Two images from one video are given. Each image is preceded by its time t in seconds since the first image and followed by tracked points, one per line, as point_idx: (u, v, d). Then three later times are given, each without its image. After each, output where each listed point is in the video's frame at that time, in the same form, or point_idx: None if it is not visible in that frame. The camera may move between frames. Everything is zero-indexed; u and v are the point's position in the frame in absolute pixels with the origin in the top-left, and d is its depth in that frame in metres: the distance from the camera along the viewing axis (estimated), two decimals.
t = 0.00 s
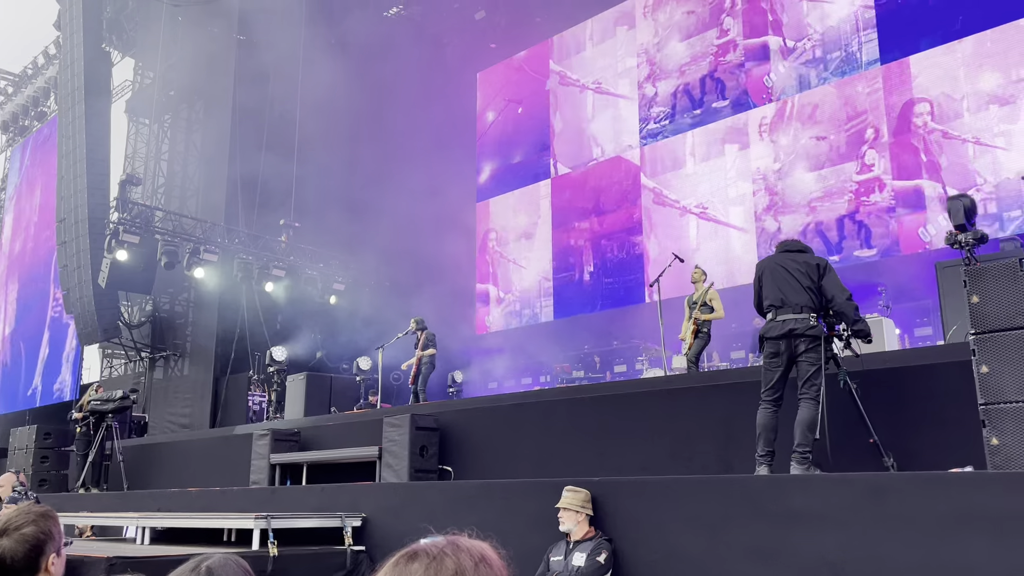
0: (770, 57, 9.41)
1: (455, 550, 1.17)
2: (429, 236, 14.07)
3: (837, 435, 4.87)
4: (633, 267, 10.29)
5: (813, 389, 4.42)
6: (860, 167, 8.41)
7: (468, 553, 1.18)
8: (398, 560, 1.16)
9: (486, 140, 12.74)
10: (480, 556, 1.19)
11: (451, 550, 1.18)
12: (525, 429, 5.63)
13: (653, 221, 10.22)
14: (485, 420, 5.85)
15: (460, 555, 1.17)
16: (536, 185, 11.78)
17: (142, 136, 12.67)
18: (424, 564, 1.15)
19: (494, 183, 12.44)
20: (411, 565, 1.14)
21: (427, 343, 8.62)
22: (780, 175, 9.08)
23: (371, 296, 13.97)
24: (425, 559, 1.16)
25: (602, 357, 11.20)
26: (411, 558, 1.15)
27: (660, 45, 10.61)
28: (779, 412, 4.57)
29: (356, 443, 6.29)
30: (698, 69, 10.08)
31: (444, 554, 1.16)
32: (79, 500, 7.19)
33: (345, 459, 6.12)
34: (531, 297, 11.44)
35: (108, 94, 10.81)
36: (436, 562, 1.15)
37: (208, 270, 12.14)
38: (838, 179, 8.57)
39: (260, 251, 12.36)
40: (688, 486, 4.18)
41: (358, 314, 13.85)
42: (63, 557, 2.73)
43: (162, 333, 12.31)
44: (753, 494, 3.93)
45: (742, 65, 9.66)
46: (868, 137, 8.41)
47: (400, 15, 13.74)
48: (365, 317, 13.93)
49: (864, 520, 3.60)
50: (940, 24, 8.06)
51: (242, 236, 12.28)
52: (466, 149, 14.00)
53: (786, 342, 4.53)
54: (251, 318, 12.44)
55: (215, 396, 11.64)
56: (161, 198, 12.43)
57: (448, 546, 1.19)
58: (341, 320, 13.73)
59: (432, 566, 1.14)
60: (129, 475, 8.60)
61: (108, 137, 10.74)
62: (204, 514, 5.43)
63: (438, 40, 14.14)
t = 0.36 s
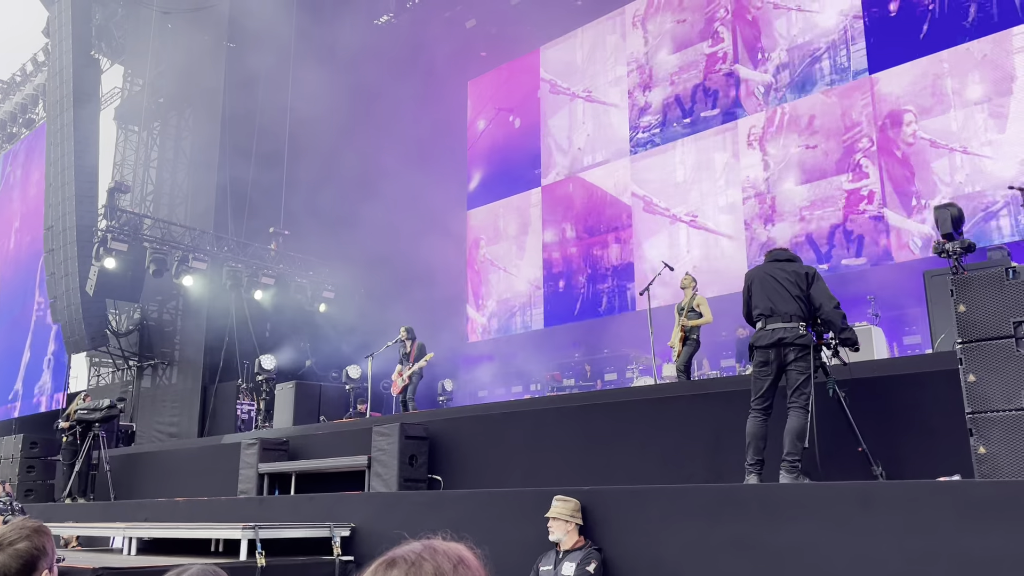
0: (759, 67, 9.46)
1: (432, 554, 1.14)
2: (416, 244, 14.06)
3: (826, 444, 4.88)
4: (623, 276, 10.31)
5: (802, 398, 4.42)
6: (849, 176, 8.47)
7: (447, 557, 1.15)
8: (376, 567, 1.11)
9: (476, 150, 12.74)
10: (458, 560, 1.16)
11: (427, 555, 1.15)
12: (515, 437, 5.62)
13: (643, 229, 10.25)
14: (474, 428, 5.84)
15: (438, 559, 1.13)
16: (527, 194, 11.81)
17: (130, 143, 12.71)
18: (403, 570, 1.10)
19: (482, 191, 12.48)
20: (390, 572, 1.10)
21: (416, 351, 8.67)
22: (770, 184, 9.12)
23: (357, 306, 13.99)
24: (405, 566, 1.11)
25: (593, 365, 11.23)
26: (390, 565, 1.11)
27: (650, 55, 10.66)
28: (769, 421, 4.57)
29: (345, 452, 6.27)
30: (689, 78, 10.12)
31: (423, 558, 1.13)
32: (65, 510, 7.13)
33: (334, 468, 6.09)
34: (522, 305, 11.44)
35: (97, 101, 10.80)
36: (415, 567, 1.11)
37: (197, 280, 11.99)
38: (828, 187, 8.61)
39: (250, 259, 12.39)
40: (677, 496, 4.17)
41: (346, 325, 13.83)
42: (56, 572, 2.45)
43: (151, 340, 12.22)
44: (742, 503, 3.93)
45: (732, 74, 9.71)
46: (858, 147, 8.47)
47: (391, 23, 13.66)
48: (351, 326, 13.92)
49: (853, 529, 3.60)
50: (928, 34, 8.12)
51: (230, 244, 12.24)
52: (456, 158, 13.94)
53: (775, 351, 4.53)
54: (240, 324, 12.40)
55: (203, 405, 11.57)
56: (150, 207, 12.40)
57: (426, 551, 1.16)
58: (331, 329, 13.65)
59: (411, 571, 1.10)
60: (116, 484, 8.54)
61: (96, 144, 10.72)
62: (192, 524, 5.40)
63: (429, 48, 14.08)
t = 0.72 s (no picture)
0: (752, 73, 9.50)
1: (441, 552, 1.11)
2: (409, 250, 14.15)
3: (819, 449, 4.88)
4: (616, 281, 10.32)
5: (795, 403, 4.42)
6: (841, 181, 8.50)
7: (455, 556, 1.13)
8: (386, 563, 1.08)
9: (469, 155, 12.75)
10: (466, 560, 1.14)
11: (434, 555, 1.11)
12: (509, 442, 5.61)
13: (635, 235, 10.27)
14: (467, 433, 5.83)
15: (446, 558, 1.11)
16: (520, 199, 11.81)
17: (123, 148, 12.55)
18: (413, 568, 1.08)
19: (478, 198, 12.41)
20: (401, 568, 1.07)
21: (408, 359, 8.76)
22: (763, 190, 9.15)
23: (349, 311, 13.98)
24: (415, 563, 1.09)
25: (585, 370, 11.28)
26: (400, 562, 1.08)
27: (643, 62, 10.69)
28: (762, 427, 4.57)
29: (338, 457, 6.24)
30: (682, 84, 10.15)
31: (432, 556, 1.10)
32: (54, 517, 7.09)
33: (327, 473, 6.07)
34: (515, 311, 11.43)
35: (89, 106, 10.77)
36: (425, 565, 1.08)
37: (188, 285, 11.95)
38: (821, 193, 8.64)
39: (242, 263, 12.31)
40: (670, 502, 4.16)
41: (338, 331, 13.78)
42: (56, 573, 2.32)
43: (142, 346, 12.08)
44: (735, 509, 3.92)
45: (725, 80, 9.74)
46: (851, 153, 8.50)
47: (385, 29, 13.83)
48: (343, 332, 13.86)
49: (846, 535, 3.59)
50: (920, 41, 8.17)
51: (224, 248, 12.19)
52: (449, 163, 14.15)
53: (769, 356, 4.53)
54: (232, 328, 12.38)
55: (194, 410, 11.60)
56: (142, 212, 12.20)
57: (434, 549, 1.13)
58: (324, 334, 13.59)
59: (421, 568, 1.07)
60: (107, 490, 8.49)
61: (89, 150, 10.71)
62: (183, 530, 5.37)
63: (423, 54, 14.19)
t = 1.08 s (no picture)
0: (746, 79, 9.54)
1: (444, 559, 1.09)
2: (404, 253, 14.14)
3: (813, 454, 4.88)
4: (610, 286, 10.33)
5: (789, 407, 4.42)
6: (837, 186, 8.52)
7: (457, 564, 1.10)
8: (387, 567, 1.05)
9: (466, 160, 12.77)
10: (469, 569, 1.11)
11: (439, 562, 1.08)
12: (505, 445, 5.60)
13: (629, 240, 10.30)
14: (462, 437, 5.82)
15: (449, 565, 1.08)
16: (515, 204, 11.83)
17: (118, 150, 12.57)
18: (414, 571, 1.05)
19: (475, 202, 12.42)
20: (403, 573, 1.04)
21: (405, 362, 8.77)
22: (757, 196, 9.17)
23: (344, 313, 13.96)
24: (417, 567, 1.06)
25: (580, 374, 11.31)
26: (402, 567, 1.05)
27: (639, 67, 10.72)
28: (756, 430, 4.57)
29: (333, 460, 6.24)
30: (677, 89, 10.18)
31: (435, 562, 1.07)
32: (47, 520, 7.07)
33: (321, 476, 6.06)
34: (510, 315, 11.43)
35: (85, 108, 10.78)
36: (428, 570, 1.06)
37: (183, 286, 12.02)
38: (815, 198, 8.66)
39: (237, 266, 12.31)
40: (664, 505, 4.15)
41: (332, 334, 13.77)
42: None
43: (136, 348, 12.08)
44: (728, 512, 3.92)
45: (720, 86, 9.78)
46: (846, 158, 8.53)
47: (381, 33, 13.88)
48: (339, 335, 13.85)
49: (840, 539, 3.59)
50: (914, 48, 8.21)
51: (219, 251, 12.19)
52: (444, 167, 14.15)
53: (763, 360, 4.53)
54: (226, 330, 12.41)
55: (189, 414, 11.57)
56: (137, 214, 12.27)
57: (437, 555, 1.10)
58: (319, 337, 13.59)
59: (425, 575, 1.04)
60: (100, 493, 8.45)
61: (84, 153, 10.73)
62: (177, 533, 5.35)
63: (419, 58, 14.20)
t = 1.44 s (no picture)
0: (742, 82, 9.58)
1: (445, 564, 1.07)
2: (400, 257, 14.28)
3: (810, 457, 4.88)
4: (607, 289, 10.33)
5: (785, 410, 4.42)
6: (834, 190, 8.53)
7: (459, 568, 1.08)
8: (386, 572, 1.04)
9: (463, 162, 12.76)
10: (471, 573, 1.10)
11: (440, 565, 1.07)
12: (502, 448, 5.59)
13: (626, 243, 10.30)
14: (458, 439, 5.81)
15: (449, 570, 1.07)
16: (512, 207, 11.84)
17: (115, 150, 12.60)
18: None
19: (471, 204, 12.48)
20: None
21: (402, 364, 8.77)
22: (755, 200, 9.17)
23: (342, 314, 13.93)
24: (417, 572, 1.04)
25: (577, 377, 11.30)
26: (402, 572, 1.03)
27: (637, 70, 10.73)
28: (753, 433, 4.57)
29: (329, 462, 6.22)
30: (675, 93, 10.20)
31: (436, 567, 1.06)
32: (41, 521, 7.04)
33: (317, 478, 6.05)
34: (507, 317, 11.41)
35: (82, 109, 10.77)
36: None
37: (178, 287, 11.95)
38: (812, 202, 8.67)
39: (234, 267, 12.35)
40: (660, 507, 4.14)
41: (330, 336, 13.75)
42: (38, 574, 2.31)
43: (132, 349, 12.06)
44: (724, 515, 3.91)
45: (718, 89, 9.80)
46: (843, 162, 8.53)
47: (379, 35, 13.78)
48: (336, 336, 13.83)
49: (836, 542, 3.59)
50: (912, 54, 8.23)
51: (216, 252, 12.20)
52: (441, 168, 14.25)
53: (759, 364, 4.53)
54: (222, 331, 12.40)
55: (184, 416, 11.51)
56: (134, 214, 12.29)
57: (438, 559, 1.08)
58: (317, 338, 13.59)
59: None
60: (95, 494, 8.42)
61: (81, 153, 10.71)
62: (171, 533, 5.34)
63: (416, 61, 14.24)
